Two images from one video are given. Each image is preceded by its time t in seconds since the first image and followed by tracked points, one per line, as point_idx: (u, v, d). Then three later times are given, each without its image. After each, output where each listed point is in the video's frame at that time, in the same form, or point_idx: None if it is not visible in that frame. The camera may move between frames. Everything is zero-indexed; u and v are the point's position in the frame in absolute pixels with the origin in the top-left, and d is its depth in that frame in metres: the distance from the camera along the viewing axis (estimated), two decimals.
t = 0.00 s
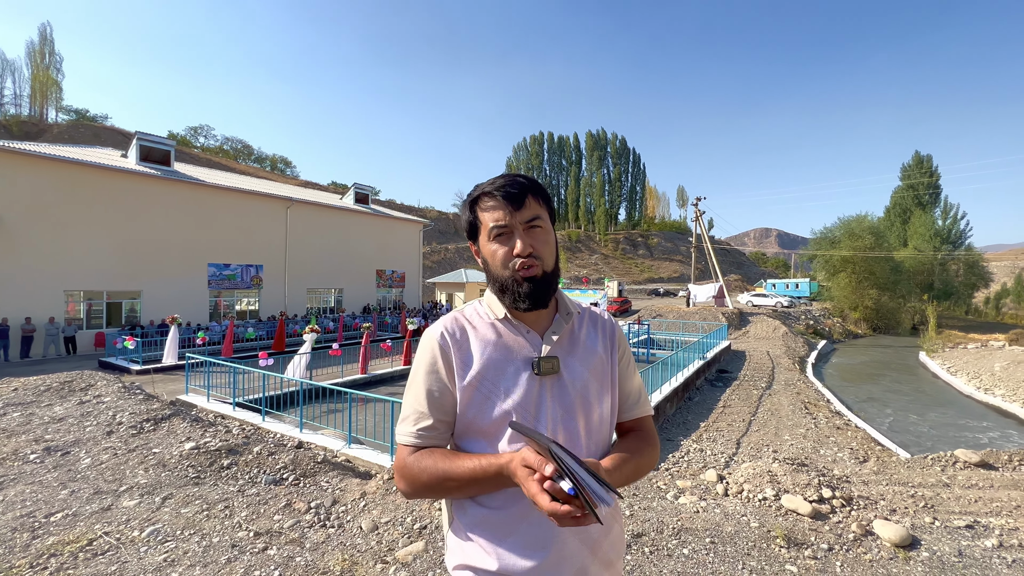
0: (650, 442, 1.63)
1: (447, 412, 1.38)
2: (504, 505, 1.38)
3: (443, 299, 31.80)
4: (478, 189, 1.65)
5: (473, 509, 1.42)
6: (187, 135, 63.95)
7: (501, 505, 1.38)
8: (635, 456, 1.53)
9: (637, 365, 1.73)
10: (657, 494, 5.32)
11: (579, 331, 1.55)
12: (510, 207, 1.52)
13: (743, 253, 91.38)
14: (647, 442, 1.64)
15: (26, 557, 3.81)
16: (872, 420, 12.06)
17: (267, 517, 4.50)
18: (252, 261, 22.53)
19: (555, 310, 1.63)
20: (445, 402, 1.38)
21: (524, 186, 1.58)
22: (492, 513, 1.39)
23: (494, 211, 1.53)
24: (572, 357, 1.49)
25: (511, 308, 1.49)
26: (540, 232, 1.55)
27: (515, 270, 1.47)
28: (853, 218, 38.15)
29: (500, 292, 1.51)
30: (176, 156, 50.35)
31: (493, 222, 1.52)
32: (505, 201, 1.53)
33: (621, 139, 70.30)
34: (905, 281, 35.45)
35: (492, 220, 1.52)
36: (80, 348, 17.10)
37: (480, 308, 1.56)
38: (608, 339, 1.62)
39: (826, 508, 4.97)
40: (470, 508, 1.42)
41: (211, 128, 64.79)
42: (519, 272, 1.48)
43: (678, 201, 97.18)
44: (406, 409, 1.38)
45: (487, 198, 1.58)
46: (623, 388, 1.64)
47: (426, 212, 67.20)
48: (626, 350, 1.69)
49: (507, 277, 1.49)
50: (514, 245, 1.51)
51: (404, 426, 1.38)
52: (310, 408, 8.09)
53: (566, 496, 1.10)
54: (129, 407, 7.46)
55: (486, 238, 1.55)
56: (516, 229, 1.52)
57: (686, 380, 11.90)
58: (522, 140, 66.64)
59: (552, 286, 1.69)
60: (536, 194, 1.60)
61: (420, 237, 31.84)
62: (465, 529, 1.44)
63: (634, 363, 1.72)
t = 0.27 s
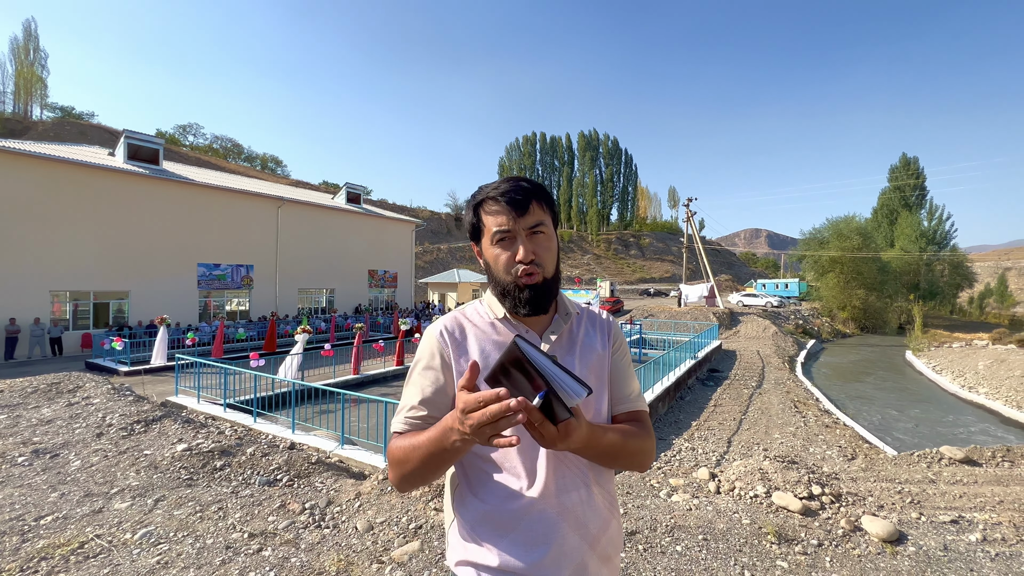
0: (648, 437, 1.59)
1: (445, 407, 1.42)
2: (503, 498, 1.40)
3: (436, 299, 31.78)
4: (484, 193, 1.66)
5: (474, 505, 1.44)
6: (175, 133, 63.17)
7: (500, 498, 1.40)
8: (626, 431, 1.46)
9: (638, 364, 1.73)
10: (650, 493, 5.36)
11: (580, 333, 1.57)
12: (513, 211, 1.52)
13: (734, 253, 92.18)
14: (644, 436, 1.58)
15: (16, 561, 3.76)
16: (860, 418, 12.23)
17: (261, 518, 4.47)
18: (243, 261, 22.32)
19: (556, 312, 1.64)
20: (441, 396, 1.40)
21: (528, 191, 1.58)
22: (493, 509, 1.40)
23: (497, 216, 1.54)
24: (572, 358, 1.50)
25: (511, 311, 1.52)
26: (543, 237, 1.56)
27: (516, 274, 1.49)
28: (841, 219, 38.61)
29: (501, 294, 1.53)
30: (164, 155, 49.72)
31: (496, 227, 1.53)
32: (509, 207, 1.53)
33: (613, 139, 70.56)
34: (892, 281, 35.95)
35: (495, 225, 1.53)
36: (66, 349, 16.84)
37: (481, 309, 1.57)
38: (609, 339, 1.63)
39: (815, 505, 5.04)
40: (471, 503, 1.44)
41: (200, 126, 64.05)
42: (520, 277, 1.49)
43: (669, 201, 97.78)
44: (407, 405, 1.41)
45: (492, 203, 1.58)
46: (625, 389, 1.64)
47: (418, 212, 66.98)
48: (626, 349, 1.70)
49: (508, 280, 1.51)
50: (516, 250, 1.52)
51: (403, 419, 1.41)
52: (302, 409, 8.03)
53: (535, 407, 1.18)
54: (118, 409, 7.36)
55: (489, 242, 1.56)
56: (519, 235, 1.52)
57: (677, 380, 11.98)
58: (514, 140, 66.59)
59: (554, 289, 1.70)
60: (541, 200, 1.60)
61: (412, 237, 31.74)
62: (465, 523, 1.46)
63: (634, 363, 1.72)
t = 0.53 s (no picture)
0: (639, 439, 1.60)
1: (438, 409, 1.43)
2: (491, 500, 1.41)
3: (428, 299, 31.73)
4: (477, 189, 1.68)
5: (464, 503, 1.46)
6: (164, 132, 62.47)
7: (489, 500, 1.41)
8: (613, 452, 1.47)
9: (631, 364, 1.73)
10: (643, 491, 5.39)
11: (571, 331, 1.57)
12: (506, 207, 1.54)
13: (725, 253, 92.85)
14: (635, 440, 1.60)
15: (4, 565, 3.71)
16: (849, 416, 12.37)
17: (254, 519, 4.44)
18: (233, 261, 22.12)
19: (549, 310, 1.65)
20: (434, 398, 1.42)
21: (519, 187, 1.60)
22: (483, 509, 1.41)
23: (489, 210, 1.56)
24: (563, 356, 1.51)
25: (500, 308, 1.52)
26: (533, 233, 1.57)
27: (505, 270, 1.50)
28: (831, 220, 39.04)
29: (491, 291, 1.54)
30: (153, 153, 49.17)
31: (488, 223, 1.55)
32: (501, 201, 1.55)
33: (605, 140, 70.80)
34: (880, 281, 36.43)
35: (487, 221, 1.55)
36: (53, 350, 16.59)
37: (474, 308, 1.59)
38: (600, 338, 1.63)
39: (804, 501, 5.10)
40: (461, 503, 1.46)
41: (190, 125, 63.42)
42: (509, 271, 1.50)
43: (661, 201, 98.34)
44: (400, 406, 1.43)
45: (484, 197, 1.61)
46: (616, 387, 1.64)
47: (411, 212, 66.75)
48: (618, 349, 1.70)
49: (497, 275, 1.52)
50: (506, 245, 1.53)
51: (398, 422, 1.44)
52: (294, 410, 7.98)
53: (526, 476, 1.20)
54: (107, 410, 7.27)
55: (481, 237, 1.58)
56: (509, 229, 1.54)
57: (669, 379, 12.05)
58: (507, 140, 66.57)
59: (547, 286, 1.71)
60: (532, 196, 1.61)
61: (405, 237, 31.65)
62: (458, 522, 1.47)
63: (627, 362, 1.72)
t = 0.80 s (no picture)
0: (632, 438, 1.63)
1: (438, 409, 1.44)
2: (489, 498, 1.42)
3: (422, 299, 31.67)
4: (479, 191, 1.69)
5: (461, 501, 1.47)
6: (155, 130, 61.84)
7: (485, 498, 1.42)
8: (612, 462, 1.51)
9: (625, 364, 1.75)
10: (636, 489, 5.43)
11: (568, 333, 1.59)
12: (510, 210, 1.56)
13: (717, 253, 93.47)
14: (630, 440, 1.63)
15: None
16: (839, 414, 12.50)
17: (249, 520, 4.42)
18: (226, 261, 21.96)
19: (546, 311, 1.67)
20: (434, 399, 1.43)
21: (521, 192, 1.61)
22: (479, 506, 1.43)
23: (492, 212, 1.57)
24: (559, 357, 1.53)
25: (499, 310, 1.54)
26: (534, 238, 1.59)
27: (506, 273, 1.51)
28: (821, 220, 39.42)
29: (490, 292, 1.56)
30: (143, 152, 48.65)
31: (489, 225, 1.56)
32: (504, 205, 1.57)
33: (599, 141, 71.02)
34: (869, 281, 36.82)
35: (488, 223, 1.56)
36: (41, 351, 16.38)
37: (473, 309, 1.60)
38: (595, 339, 1.66)
39: (795, 498, 5.17)
40: (458, 501, 1.47)
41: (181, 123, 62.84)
42: (508, 274, 1.52)
43: (654, 202, 98.79)
44: (399, 405, 1.43)
45: (488, 200, 1.62)
46: (610, 387, 1.67)
47: (404, 211, 66.55)
48: (614, 350, 1.72)
49: (496, 278, 1.54)
50: (507, 248, 1.54)
51: (396, 421, 1.44)
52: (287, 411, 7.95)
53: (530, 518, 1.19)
54: (98, 412, 7.19)
55: (482, 238, 1.59)
56: (512, 231, 1.55)
57: (663, 378, 12.10)
58: (501, 140, 66.58)
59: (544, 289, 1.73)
60: (534, 200, 1.63)
61: (398, 237, 31.57)
62: (453, 520, 1.49)
63: (621, 363, 1.75)
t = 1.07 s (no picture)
0: (625, 435, 1.67)
1: (439, 407, 1.43)
2: (487, 494, 1.43)
3: (417, 299, 31.63)
4: (479, 190, 1.69)
5: (458, 498, 1.47)
6: (148, 129, 61.40)
7: (483, 494, 1.43)
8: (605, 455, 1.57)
9: (616, 364, 1.78)
10: (630, 488, 5.46)
11: (563, 332, 1.61)
12: (510, 207, 1.57)
13: (712, 253, 93.93)
14: (622, 436, 1.67)
15: None
16: (831, 413, 12.60)
17: (244, 520, 4.41)
18: (219, 261, 21.83)
19: (542, 311, 1.68)
20: (436, 395, 1.42)
21: (522, 190, 1.63)
22: (478, 502, 1.43)
23: (493, 210, 1.58)
24: (556, 356, 1.55)
25: (500, 307, 1.55)
26: (534, 235, 1.61)
27: (508, 270, 1.52)
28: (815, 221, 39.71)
29: (491, 290, 1.57)
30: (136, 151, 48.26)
31: (491, 222, 1.58)
32: (505, 202, 1.58)
33: (594, 141, 71.18)
34: (862, 281, 37.11)
35: (490, 220, 1.57)
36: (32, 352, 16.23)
37: (471, 307, 1.60)
38: (590, 338, 1.68)
39: (786, 496, 5.22)
40: (455, 498, 1.47)
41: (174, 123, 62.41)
42: (510, 270, 1.53)
43: (649, 202, 99.11)
44: (399, 403, 1.42)
45: (488, 198, 1.63)
46: (603, 384, 1.69)
47: (399, 211, 66.41)
48: (606, 351, 1.75)
49: (499, 274, 1.55)
50: (509, 244, 1.55)
51: (397, 419, 1.43)
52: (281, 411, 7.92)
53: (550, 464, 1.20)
54: (91, 412, 7.14)
55: (483, 235, 1.60)
56: (512, 228, 1.57)
57: (657, 378, 12.16)
58: (497, 140, 66.59)
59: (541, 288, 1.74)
60: (534, 199, 1.64)
61: (393, 236, 31.52)
62: (450, 517, 1.49)
63: (613, 362, 1.78)
